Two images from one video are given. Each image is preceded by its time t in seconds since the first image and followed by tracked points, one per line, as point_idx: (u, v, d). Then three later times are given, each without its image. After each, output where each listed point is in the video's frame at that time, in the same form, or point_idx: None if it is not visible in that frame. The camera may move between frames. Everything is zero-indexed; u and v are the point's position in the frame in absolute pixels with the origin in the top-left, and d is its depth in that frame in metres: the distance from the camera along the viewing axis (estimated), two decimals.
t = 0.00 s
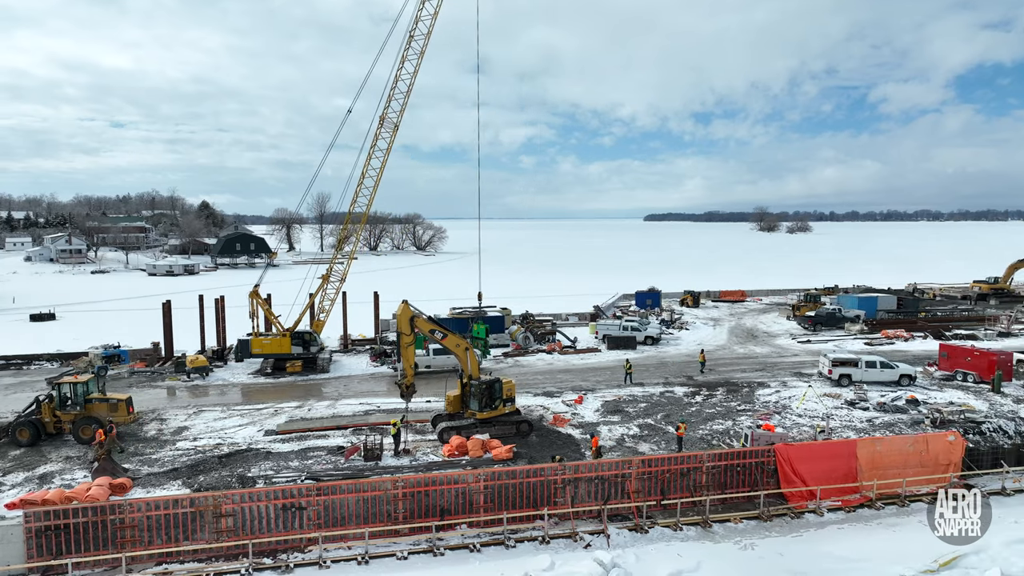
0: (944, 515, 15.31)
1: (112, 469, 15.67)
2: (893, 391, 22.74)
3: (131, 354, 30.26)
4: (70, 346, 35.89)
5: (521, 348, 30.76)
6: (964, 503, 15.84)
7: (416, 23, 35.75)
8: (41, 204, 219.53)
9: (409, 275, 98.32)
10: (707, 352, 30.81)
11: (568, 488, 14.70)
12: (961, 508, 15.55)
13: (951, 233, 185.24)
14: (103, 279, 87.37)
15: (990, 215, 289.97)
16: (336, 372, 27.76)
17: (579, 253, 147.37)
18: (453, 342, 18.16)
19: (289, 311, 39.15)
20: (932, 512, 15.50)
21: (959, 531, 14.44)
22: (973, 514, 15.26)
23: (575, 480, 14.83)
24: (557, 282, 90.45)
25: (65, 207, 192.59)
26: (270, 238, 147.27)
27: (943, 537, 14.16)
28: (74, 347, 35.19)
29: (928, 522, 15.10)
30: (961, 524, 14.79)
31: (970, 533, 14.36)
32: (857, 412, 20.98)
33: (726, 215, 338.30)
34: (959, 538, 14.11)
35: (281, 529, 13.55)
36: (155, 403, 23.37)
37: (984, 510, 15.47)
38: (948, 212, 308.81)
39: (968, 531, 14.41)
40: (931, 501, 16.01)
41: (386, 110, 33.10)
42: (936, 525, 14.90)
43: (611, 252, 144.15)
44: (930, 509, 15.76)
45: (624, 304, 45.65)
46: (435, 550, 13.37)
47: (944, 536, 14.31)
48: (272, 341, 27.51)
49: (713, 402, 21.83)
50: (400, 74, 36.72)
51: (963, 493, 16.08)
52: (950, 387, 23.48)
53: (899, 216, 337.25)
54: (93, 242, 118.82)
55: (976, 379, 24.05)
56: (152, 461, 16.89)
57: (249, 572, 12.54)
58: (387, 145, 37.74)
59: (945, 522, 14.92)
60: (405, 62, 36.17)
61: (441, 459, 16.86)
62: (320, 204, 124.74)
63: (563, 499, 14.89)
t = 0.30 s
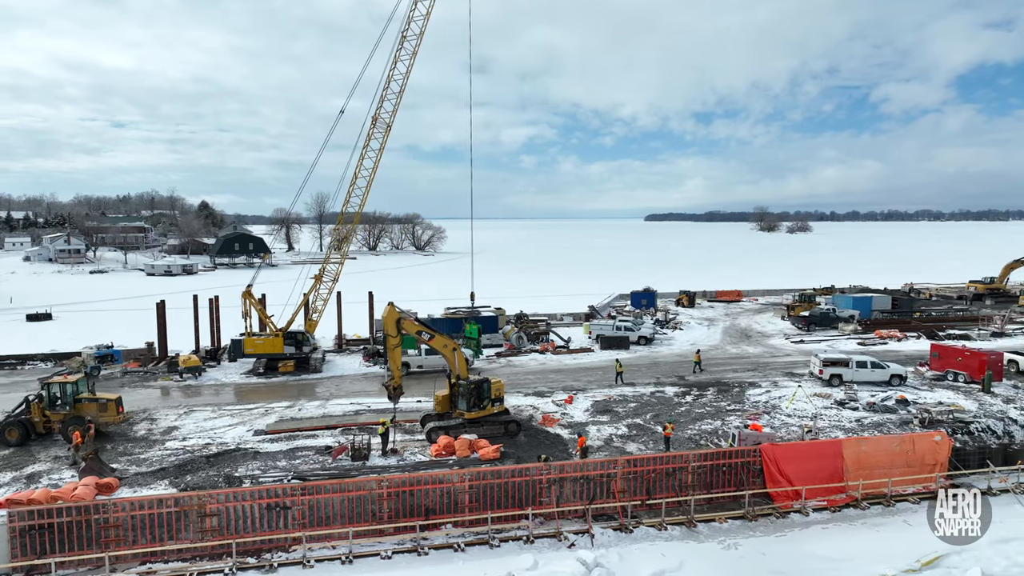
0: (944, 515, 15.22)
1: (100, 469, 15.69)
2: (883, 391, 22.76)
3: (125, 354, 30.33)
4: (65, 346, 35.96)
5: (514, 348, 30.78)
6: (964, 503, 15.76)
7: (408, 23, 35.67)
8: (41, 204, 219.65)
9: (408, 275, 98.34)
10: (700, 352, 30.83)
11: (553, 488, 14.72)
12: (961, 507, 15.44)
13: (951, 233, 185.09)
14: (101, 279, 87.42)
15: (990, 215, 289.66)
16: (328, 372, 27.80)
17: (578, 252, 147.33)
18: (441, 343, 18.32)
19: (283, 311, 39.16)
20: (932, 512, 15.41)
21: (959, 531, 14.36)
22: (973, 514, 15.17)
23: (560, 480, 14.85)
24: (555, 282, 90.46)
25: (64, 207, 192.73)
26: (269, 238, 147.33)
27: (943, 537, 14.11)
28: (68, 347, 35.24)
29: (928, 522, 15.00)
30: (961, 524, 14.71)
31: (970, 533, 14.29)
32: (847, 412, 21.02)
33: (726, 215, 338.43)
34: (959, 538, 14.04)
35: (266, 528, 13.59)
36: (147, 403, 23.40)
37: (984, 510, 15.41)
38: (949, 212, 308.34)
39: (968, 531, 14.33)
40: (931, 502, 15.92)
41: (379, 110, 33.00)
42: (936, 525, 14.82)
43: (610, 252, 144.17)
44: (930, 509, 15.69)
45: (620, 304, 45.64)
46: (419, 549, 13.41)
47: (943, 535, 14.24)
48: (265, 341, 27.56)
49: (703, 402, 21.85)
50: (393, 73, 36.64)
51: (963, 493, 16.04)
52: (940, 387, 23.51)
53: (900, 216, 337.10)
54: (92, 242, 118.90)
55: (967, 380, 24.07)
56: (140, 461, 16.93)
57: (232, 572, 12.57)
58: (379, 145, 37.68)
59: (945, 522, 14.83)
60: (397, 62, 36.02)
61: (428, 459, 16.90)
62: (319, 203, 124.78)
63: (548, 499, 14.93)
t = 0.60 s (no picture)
0: (944, 515, 15.14)
1: (87, 469, 15.72)
2: (874, 391, 22.78)
3: (119, 354, 30.37)
4: (59, 346, 35.99)
5: (507, 348, 30.77)
6: (965, 504, 15.62)
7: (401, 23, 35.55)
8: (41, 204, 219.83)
9: (406, 275, 98.40)
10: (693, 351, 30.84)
11: (538, 487, 14.77)
12: (961, 507, 15.35)
13: (951, 233, 184.94)
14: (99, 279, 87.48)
15: (991, 215, 289.27)
16: (321, 372, 27.82)
17: (577, 252, 147.30)
18: (430, 343, 18.35)
19: (277, 310, 39.17)
20: (931, 512, 15.33)
21: (958, 531, 14.30)
22: (973, 514, 15.10)
23: (545, 480, 14.89)
24: (553, 282, 90.53)
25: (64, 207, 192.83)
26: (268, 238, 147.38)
27: (943, 537, 14.06)
28: (62, 348, 35.27)
29: (927, 522, 14.94)
30: (961, 524, 14.65)
31: (970, 533, 14.24)
32: (836, 412, 21.04)
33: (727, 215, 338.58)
34: (959, 538, 13.99)
35: (251, 528, 13.64)
36: (140, 403, 23.45)
37: (984, 510, 15.34)
38: (949, 212, 308.21)
39: (968, 531, 14.29)
40: (931, 503, 15.80)
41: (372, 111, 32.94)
42: (936, 525, 14.75)
43: (609, 252, 144.26)
44: (930, 509, 15.61)
45: (615, 304, 45.65)
46: (403, 549, 13.43)
47: (943, 535, 14.18)
48: (257, 341, 27.58)
49: (693, 402, 21.89)
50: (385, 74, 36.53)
51: (964, 493, 15.97)
52: (931, 387, 23.53)
53: (900, 216, 336.71)
54: (91, 242, 119.00)
55: (958, 380, 24.09)
56: (128, 461, 16.96)
57: (216, 571, 12.58)
58: (372, 145, 37.54)
59: (945, 522, 14.76)
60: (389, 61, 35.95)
61: (416, 459, 16.93)
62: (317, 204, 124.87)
63: (533, 499, 14.97)
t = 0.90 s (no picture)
0: (944, 516, 15.17)
1: (74, 469, 15.75)
2: (864, 392, 22.81)
3: (112, 354, 30.43)
4: (54, 346, 36.06)
5: (500, 348, 30.80)
6: (964, 503, 15.64)
7: (394, 23, 35.53)
8: (41, 204, 220.03)
9: (404, 275, 98.41)
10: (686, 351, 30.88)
11: (523, 487, 14.81)
12: (961, 507, 15.40)
13: (951, 233, 184.79)
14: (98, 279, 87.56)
15: (992, 215, 288.93)
16: (313, 372, 27.87)
17: (577, 252, 147.30)
18: (417, 343, 18.47)
19: (272, 311, 39.21)
20: (932, 513, 15.38)
21: (958, 531, 14.33)
22: (973, 514, 15.13)
23: (530, 480, 14.95)
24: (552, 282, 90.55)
25: (64, 207, 193.01)
26: (267, 237, 147.42)
27: (944, 537, 14.07)
28: (57, 348, 35.34)
29: (928, 523, 14.96)
30: (961, 524, 14.68)
31: (970, 533, 14.26)
32: (825, 413, 21.07)
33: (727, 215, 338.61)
34: (960, 538, 14.02)
35: (235, 528, 13.67)
36: (132, 402, 23.52)
37: (984, 510, 15.37)
38: (950, 213, 307.79)
39: (968, 531, 14.32)
40: (931, 503, 15.87)
41: (364, 110, 32.92)
42: (936, 524, 14.78)
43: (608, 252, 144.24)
44: (931, 509, 15.68)
45: (611, 305, 45.67)
46: (387, 549, 13.46)
47: (944, 535, 14.19)
48: (250, 341, 27.64)
49: (682, 402, 21.93)
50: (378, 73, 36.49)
51: (964, 493, 15.99)
52: (922, 388, 23.57)
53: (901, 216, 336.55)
54: (90, 242, 119.02)
55: (949, 380, 24.11)
56: (116, 461, 17.00)
57: (200, 571, 12.61)
58: (365, 146, 37.50)
59: (945, 522, 14.78)
60: (382, 62, 35.92)
61: (403, 459, 16.96)
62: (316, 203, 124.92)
63: (519, 499, 15.01)
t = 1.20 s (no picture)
0: (944, 516, 15.22)
1: (60, 469, 15.80)
2: (854, 392, 22.82)
3: (106, 355, 30.49)
4: (48, 346, 36.13)
5: (493, 348, 30.81)
6: (964, 504, 15.69)
7: (386, 23, 35.48)
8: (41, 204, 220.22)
9: (403, 275, 98.43)
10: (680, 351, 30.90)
11: (508, 487, 14.85)
12: (961, 508, 15.44)
13: (951, 233, 184.69)
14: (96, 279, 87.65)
15: (992, 215, 289.06)
16: (305, 372, 27.92)
17: (576, 252, 147.25)
18: (405, 343, 18.57)
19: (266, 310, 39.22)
20: (932, 512, 15.43)
21: (958, 531, 14.36)
22: (973, 514, 15.16)
23: (516, 480, 14.98)
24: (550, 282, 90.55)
25: (64, 207, 193.20)
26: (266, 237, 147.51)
27: (944, 537, 14.09)
28: (52, 348, 35.40)
29: (928, 523, 15.00)
30: (961, 524, 14.71)
31: (970, 533, 14.30)
32: (815, 413, 21.08)
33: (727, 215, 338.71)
34: (960, 538, 14.05)
35: (219, 528, 13.71)
36: (125, 402, 23.57)
37: (984, 510, 15.37)
38: (950, 213, 307.79)
39: (968, 531, 14.34)
40: (931, 503, 15.93)
41: (357, 111, 32.95)
42: (936, 525, 14.80)
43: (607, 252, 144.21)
44: (932, 509, 15.73)
45: (606, 305, 45.69)
46: (371, 549, 13.49)
47: (944, 536, 14.21)
48: (242, 341, 27.66)
49: (672, 402, 21.96)
50: (370, 73, 36.44)
51: (964, 493, 16.02)
52: (913, 388, 23.58)
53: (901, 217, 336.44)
54: (89, 242, 119.09)
55: (939, 380, 24.12)
56: (104, 461, 17.04)
57: (183, 571, 12.64)
58: (358, 146, 37.46)
59: (945, 522, 14.83)
60: (374, 61, 35.86)
61: (391, 459, 16.98)
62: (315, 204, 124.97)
63: (504, 499, 15.05)
